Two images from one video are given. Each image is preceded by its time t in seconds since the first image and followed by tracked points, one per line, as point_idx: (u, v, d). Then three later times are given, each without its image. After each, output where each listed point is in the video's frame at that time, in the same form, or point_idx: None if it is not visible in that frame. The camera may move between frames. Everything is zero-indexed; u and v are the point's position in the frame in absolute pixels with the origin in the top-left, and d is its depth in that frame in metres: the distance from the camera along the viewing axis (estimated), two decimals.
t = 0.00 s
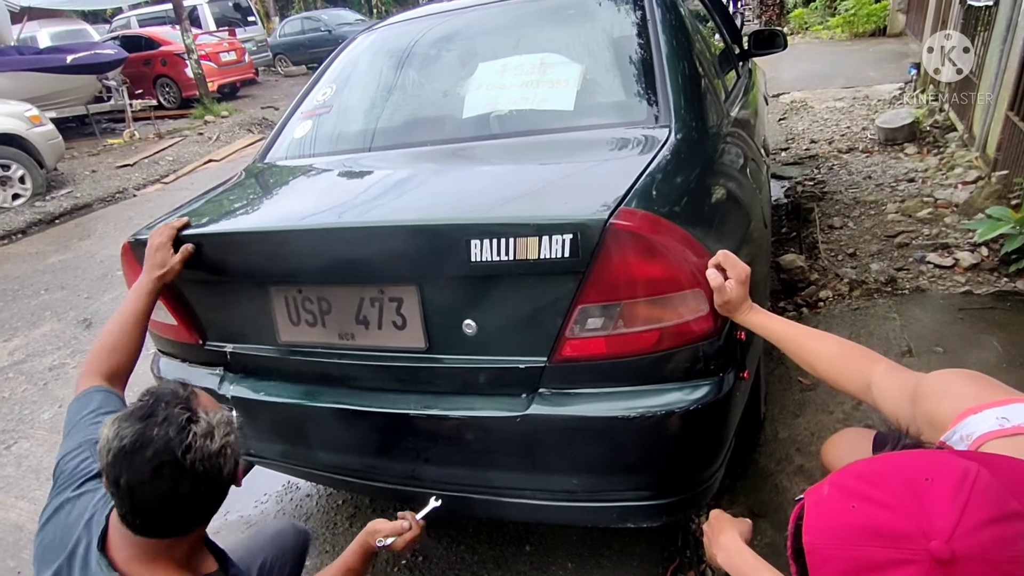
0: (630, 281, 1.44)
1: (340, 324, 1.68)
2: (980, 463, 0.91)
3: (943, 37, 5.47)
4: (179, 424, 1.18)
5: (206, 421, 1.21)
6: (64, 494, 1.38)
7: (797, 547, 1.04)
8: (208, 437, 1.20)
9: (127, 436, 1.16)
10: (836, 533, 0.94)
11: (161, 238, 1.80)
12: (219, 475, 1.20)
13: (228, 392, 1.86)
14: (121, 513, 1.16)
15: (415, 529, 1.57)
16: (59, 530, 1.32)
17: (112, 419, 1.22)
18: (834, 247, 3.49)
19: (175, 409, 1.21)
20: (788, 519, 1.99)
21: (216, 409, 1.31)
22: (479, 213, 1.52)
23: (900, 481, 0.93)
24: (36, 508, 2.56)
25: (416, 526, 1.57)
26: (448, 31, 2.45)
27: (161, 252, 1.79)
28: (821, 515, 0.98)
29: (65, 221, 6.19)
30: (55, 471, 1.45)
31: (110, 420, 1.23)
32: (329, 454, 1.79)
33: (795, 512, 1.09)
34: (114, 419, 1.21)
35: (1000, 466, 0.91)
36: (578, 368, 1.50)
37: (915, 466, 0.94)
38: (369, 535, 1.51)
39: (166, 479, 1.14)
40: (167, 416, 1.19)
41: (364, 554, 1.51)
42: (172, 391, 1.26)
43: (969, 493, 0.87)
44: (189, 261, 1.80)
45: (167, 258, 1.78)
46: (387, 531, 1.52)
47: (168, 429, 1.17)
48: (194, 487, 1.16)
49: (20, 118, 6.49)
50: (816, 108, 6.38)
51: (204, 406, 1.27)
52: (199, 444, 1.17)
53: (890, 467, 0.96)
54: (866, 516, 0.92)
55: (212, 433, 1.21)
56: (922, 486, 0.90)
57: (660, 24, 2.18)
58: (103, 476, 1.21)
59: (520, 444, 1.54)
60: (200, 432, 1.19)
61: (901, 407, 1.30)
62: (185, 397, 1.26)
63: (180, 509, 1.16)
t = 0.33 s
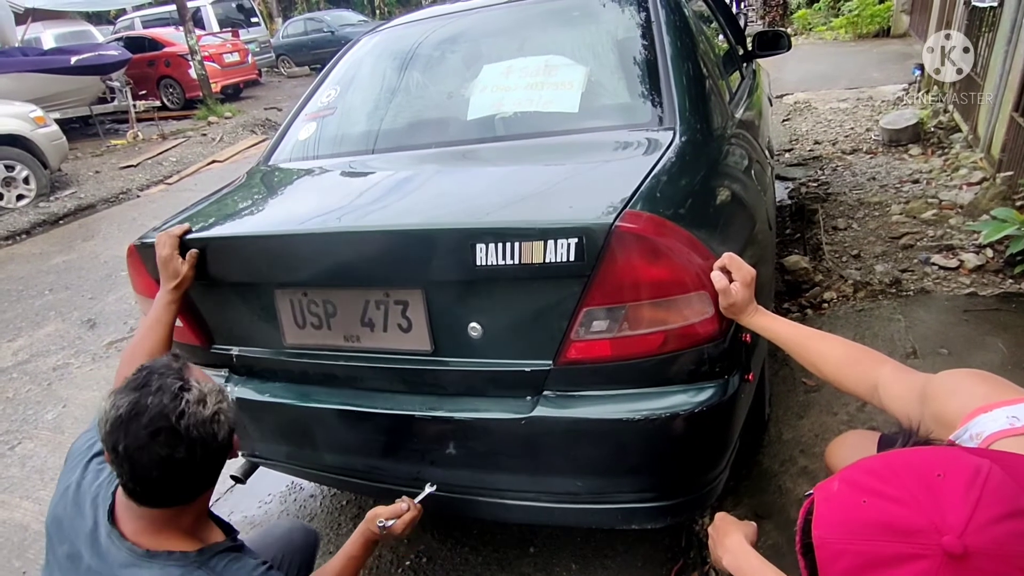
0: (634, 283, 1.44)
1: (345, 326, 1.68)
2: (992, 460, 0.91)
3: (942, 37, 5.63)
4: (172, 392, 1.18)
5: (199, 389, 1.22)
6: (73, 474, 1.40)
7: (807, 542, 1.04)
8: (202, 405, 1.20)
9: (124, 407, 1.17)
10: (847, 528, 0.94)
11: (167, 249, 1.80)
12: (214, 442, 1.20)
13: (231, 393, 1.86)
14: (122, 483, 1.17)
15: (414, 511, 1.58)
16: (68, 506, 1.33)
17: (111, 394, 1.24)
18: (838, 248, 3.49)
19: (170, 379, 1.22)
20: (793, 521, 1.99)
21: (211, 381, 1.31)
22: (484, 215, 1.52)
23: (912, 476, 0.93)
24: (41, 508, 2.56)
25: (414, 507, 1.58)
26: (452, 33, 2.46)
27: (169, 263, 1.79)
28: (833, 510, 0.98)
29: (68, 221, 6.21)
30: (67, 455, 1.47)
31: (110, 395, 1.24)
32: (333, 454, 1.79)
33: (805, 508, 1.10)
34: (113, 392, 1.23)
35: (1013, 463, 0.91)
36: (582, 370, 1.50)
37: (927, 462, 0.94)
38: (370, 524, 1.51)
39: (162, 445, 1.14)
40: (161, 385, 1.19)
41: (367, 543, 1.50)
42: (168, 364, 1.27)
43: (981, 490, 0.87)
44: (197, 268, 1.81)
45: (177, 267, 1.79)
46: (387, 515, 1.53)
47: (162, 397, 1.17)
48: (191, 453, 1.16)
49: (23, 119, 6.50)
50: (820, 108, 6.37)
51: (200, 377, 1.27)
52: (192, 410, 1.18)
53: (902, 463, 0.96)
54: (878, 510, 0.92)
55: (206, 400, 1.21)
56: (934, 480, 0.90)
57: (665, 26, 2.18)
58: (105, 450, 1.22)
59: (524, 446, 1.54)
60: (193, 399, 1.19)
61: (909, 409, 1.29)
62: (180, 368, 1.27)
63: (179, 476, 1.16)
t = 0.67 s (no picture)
0: (639, 284, 1.44)
1: (349, 324, 1.69)
2: (999, 458, 0.91)
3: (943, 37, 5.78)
4: (184, 400, 1.19)
5: (211, 398, 1.22)
6: (86, 474, 1.40)
7: (810, 537, 1.04)
8: (213, 413, 1.20)
9: (137, 412, 1.18)
10: (851, 522, 0.94)
11: (184, 267, 1.79)
12: (224, 452, 1.21)
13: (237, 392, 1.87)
14: (132, 487, 1.18)
15: (419, 514, 1.57)
16: (80, 507, 1.34)
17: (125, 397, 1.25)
18: (843, 250, 3.48)
19: (183, 386, 1.22)
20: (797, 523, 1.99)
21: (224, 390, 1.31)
22: (489, 213, 1.52)
23: (918, 472, 0.92)
24: (47, 506, 2.57)
25: (420, 510, 1.58)
26: (456, 34, 2.46)
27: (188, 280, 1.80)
28: (837, 504, 0.98)
29: (75, 221, 6.24)
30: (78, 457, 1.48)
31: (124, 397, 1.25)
32: (338, 454, 1.80)
33: (809, 503, 1.10)
34: (127, 396, 1.24)
35: (1018, 460, 0.91)
36: (587, 370, 1.50)
37: (933, 458, 0.93)
38: (375, 525, 1.51)
39: (172, 453, 1.15)
40: (173, 393, 1.20)
41: (371, 544, 1.51)
42: (182, 370, 1.28)
43: (987, 486, 0.86)
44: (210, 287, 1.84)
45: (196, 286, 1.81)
46: (393, 516, 1.53)
47: (173, 405, 1.18)
48: (199, 460, 1.17)
49: (31, 121, 6.53)
50: (825, 109, 6.37)
51: (212, 385, 1.28)
52: (202, 419, 1.18)
53: (908, 459, 0.96)
54: (882, 505, 0.92)
55: (217, 409, 1.21)
56: (940, 476, 0.90)
57: (669, 27, 2.18)
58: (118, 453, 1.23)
59: (528, 445, 1.54)
60: (204, 408, 1.20)
61: (914, 409, 1.29)
62: (193, 375, 1.27)
63: (187, 483, 1.16)
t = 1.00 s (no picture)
0: (643, 284, 1.45)
1: (349, 316, 1.70)
2: (997, 457, 0.91)
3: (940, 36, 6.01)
4: (193, 386, 1.21)
5: (218, 385, 1.23)
6: (96, 464, 1.42)
7: (809, 535, 1.04)
8: (220, 400, 1.22)
9: (147, 398, 1.20)
10: (850, 519, 0.94)
11: (184, 250, 1.81)
12: (231, 438, 1.22)
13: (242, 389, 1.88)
14: (141, 472, 1.19)
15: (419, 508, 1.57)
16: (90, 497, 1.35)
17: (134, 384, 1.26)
18: (849, 252, 3.47)
19: (191, 373, 1.24)
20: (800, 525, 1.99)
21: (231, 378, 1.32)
22: (491, 202, 1.54)
23: (917, 469, 0.93)
24: (55, 504, 2.59)
25: (420, 505, 1.57)
26: (461, 36, 2.47)
27: (186, 264, 1.81)
28: (836, 501, 0.98)
29: (84, 222, 6.28)
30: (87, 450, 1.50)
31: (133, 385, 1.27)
32: (342, 454, 1.81)
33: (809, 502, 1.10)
34: (136, 383, 1.25)
35: (1018, 459, 0.91)
36: (589, 371, 1.50)
37: (932, 457, 0.94)
38: (377, 522, 1.53)
39: (180, 438, 1.17)
40: (183, 380, 1.22)
41: (373, 542, 1.52)
42: (190, 359, 1.29)
43: (985, 483, 0.87)
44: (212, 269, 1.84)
45: (195, 269, 1.82)
46: (393, 511, 1.53)
47: (183, 390, 1.20)
48: (206, 447, 1.18)
49: (41, 122, 6.59)
50: (832, 111, 6.35)
51: (221, 374, 1.29)
52: (210, 405, 1.20)
53: (908, 457, 0.96)
54: (880, 502, 0.92)
55: (224, 396, 1.22)
56: (938, 473, 0.90)
57: (674, 28, 2.19)
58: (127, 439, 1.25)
59: (530, 446, 1.55)
60: (212, 394, 1.21)
61: (915, 412, 1.29)
62: (202, 364, 1.29)
63: (195, 468, 1.17)
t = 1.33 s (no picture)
0: (644, 288, 1.45)
1: (354, 321, 1.70)
2: (992, 461, 0.91)
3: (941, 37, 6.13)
4: (195, 399, 1.21)
5: (221, 399, 1.24)
6: (99, 468, 1.43)
7: (806, 539, 1.04)
8: (221, 415, 1.22)
9: (149, 407, 1.21)
10: (846, 524, 0.94)
11: (190, 259, 1.81)
12: (230, 455, 1.22)
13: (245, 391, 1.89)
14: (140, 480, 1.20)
15: (418, 511, 1.59)
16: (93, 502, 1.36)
17: (140, 391, 1.28)
18: (852, 254, 3.46)
19: (195, 386, 1.24)
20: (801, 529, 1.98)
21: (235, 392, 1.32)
22: (493, 208, 1.54)
23: (912, 474, 0.93)
24: (59, 502, 2.61)
25: (418, 507, 1.59)
26: (464, 38, 2.47)
27: (192, 273, 1.81)
28: (832, 506, 0.98)
29: (89, 221, 6.31)
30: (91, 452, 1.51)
31: (138, 391, 1.28)
32: (343, 455, 1.81)
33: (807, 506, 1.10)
34: (141, 390, 1.27)
35: (1013, 464, 0.91)
36: (589, 374, 1.50)
37: (928, 461, 0.93)
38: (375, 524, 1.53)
39: (179, 450, 1.17)
40: (185, 392, 1.22)
41: (371, 545, 1.52)
42: (196, 369, 1.30)
43: (980, 487, 0.86)
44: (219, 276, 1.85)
45: (202, 278, 1.82)
46: (391, 514, 1.54)
47: (184, 403, 1.20)
48: (204, 462, 1.18)
49: (47, 121, 6.63)
50: (837, 112, 6.34)
51: (225, 387, 1.29)
52: (210, 420, 1.20)
53: (904, 462, 0.96)
54: (875, 507, 0.92)
55: (225, 412, 1.22)
56: (933, 478, 0.90)
57: (677, 31, 2.19)
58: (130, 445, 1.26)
59: (530, 448, 1.55)
60: (214, 409, 1.21)
61: (914, 417, 1.29)
62: (207, 376, 1.29)
63: (191, 482, 1.18)
